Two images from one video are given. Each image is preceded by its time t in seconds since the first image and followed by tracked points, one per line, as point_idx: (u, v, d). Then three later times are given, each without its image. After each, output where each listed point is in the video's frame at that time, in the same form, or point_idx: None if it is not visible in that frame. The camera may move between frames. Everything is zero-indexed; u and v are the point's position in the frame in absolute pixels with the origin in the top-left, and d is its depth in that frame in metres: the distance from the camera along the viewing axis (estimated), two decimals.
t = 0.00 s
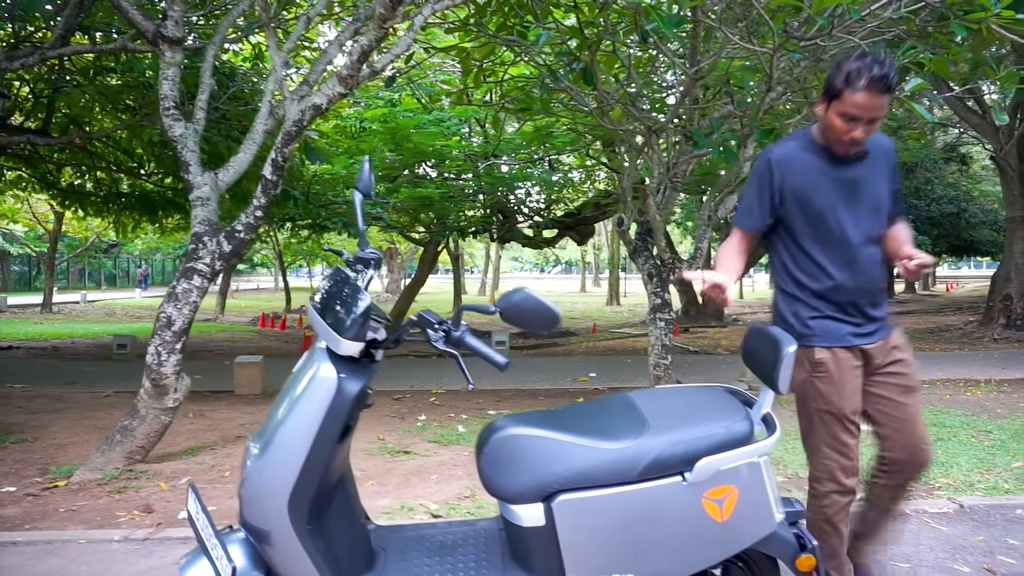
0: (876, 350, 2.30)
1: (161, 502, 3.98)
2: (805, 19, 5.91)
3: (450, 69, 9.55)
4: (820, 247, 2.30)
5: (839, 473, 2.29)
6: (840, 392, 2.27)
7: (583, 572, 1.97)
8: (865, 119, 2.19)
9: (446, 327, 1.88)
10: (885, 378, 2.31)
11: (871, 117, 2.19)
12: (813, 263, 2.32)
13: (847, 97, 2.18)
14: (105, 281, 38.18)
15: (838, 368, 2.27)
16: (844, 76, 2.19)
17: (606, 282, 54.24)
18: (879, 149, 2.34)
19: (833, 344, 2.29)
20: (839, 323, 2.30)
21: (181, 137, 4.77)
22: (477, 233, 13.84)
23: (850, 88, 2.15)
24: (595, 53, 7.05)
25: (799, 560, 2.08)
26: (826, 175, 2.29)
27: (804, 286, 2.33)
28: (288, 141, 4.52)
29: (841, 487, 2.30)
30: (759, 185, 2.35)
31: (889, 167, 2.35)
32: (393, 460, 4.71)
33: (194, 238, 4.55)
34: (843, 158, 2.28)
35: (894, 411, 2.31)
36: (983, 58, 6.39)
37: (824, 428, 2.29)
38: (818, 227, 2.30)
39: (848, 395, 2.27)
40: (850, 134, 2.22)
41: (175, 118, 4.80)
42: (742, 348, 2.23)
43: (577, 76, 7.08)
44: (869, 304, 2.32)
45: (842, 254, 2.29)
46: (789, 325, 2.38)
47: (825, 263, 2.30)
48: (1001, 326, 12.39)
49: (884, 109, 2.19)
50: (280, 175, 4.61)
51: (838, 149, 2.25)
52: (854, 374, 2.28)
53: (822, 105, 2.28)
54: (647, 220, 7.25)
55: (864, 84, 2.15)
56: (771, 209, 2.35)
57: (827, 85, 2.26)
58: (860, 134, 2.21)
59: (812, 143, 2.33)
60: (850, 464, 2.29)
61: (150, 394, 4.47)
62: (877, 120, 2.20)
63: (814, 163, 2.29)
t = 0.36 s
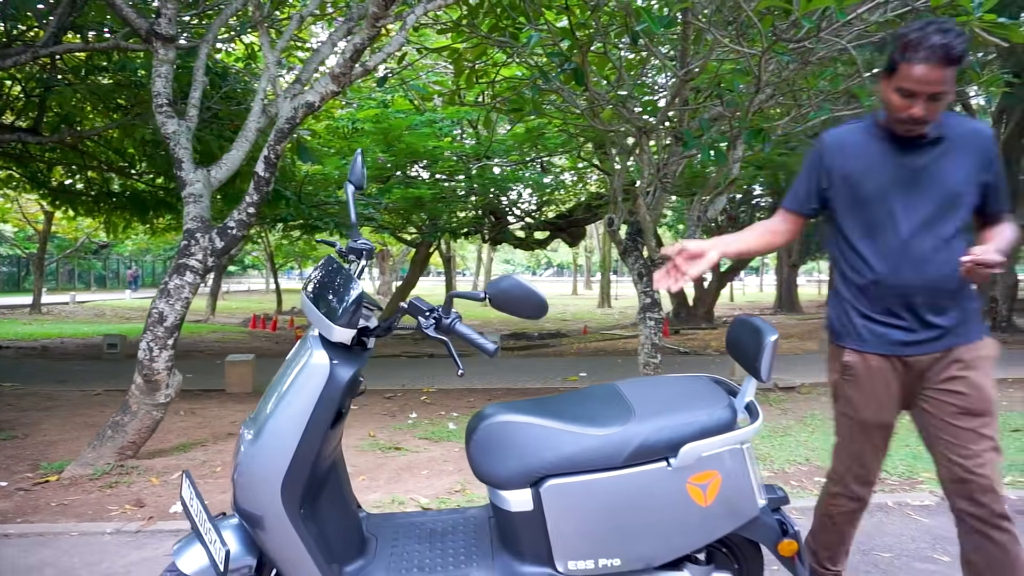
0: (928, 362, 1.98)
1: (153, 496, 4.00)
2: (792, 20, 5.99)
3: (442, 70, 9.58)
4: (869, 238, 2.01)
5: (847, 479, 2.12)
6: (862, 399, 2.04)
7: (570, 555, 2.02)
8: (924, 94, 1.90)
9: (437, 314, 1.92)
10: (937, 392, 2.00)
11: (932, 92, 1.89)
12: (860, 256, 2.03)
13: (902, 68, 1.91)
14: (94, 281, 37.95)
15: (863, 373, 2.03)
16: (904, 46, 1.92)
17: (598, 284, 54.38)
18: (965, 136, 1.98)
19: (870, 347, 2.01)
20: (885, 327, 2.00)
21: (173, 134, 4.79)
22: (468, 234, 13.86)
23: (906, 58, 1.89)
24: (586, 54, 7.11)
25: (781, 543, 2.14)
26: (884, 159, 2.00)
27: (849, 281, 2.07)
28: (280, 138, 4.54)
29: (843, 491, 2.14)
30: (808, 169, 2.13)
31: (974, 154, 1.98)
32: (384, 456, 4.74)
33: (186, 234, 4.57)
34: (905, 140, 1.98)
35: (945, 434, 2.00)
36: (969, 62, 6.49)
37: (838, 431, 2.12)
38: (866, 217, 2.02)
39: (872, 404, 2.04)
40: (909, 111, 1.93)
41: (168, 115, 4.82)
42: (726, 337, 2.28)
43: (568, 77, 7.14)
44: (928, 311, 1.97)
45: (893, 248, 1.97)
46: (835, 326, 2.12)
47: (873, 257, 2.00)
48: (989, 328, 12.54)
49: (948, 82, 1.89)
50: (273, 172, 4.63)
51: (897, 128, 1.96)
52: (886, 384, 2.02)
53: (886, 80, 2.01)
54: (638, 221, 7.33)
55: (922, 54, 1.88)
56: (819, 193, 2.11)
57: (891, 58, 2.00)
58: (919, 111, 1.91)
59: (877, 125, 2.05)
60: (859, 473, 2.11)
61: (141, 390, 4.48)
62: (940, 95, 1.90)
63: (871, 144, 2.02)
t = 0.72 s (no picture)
0: (947, 349, 1.86)
1: (126, 497, 4.01)
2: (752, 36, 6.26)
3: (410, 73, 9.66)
4: (890, 225, 1.92)
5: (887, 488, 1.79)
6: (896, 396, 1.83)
7: (550, 541, 2.15)
8: (940, 78, 1.78)
9: (426, 313, 2.03)
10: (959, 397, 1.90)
11: (949, 76, 1.77)
12: (881, 242, 1.94)
13: (918, 51, 1.81)
14: (44, 283, 36.79)
15: (895, 367, 1.85)
16: (924, 29, 1.82)
17: (560, 287, 54.82)
18: (1007, 121, 1.84)
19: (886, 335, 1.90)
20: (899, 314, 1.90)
21: (145, 135, 4.79)
22: (434, 237, 13.93)
23: (927, 38, 1.78)
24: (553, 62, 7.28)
25: (745, 527, 2.29)
26: (910, 142, 1.89)
27: (868, 263, 1.99)
28: (255, 141, 4.59)
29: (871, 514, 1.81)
30: (838, 152, 2.06)
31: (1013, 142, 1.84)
32: (357, 455, 4.81)
33: (159, 235, 4.58)
34: (927, 127, 1.87)
35: (961, 439, 1.93)
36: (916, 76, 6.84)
37: (865, 439, 1.83)
38: (887, 200, 1.92)
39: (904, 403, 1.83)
40: (929, 94, 1.81)
41: (140, 116, 4.81)
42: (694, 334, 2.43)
43: (536, 83, 7.30)
44: (945, 299, 1.86)
45: (914, 235, 1.87)
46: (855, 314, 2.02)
47: (892, 244, 1.91)
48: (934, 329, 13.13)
49: (968, 67, 1.77)
50: (247, 174, 4.67)
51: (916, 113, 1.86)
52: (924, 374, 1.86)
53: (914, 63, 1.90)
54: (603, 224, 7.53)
55: (936, 37, 1.77)
56: (843, 174, 2.04)
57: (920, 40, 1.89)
58: (936, 96, 1.80)
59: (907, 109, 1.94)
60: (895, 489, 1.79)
61: (112, 391, 4.47)
62: (958, 81, 1.77)
63: (900, 126, 1.91)
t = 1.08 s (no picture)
0: (897, 375, 1.92)
1: (77, 506, 3.95)
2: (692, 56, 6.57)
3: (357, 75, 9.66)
4: (836, 251, 2.01)
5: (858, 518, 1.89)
6: (853, 428, 1.93)
7: (517, 533, 2.29)
8: (844, 112, 1.88)
9: (402, 321, 2.16)
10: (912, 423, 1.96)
11: (852, 109, 1.87)
12: (832, 268, 2.03)
13: (822, 89, 1.92)
14: None
15: (851, 397, 1.94)
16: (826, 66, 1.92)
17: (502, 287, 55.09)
18: (933, 141, 1.89)
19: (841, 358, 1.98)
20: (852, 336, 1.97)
21: (92, 137, 4.71)
22: (379, 238, 13.90)
23: (827, 76, 1.88)
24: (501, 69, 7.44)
25: (693, 517, 2.48)
26: (844, 170, 1.98)
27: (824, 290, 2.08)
28: (209, 145, 4.59)
29: (857, 550, 1.89)
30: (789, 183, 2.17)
31: (942, 159, 1.88)
32: (312, 458, 4.84)
33: (107, 239, 4.51)
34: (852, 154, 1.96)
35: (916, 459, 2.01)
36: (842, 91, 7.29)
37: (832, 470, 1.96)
38: (832, 227, 2.02)
39: (862, 434, 1.92)
40: (841, 127, 1.92)
41: (87, 117, 4.73)
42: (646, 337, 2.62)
43: (485, 90, 7.45)
44: (893, 322, 1.92)
45: (855, 258, 1.95)
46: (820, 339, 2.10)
47: (840, 269, 1.99)
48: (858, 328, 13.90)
49: (869, 97, 1.85)
50: (200, 178, 4.66)
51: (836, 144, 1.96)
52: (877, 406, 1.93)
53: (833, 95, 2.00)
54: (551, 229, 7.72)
55: (833, 75, 1.87)
56: (796, 205, 2.15)
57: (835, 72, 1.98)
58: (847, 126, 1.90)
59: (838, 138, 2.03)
60: (872, 522, 1.88)
61: (59, 398, 4.39)
62: (861, 112, 1.87)
63: (835, 155, 2.01)
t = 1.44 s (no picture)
0: (854, 369, 1.87)
1: (49, 509, 3.91)
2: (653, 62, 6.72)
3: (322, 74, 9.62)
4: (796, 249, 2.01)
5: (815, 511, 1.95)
6: (808, 425, 1.97)
7: (504, 523, 2.40)
8: (778, 110, 1.86)
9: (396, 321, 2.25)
10: (875, 417, 1.86)
11: (785, 106, 1.84)
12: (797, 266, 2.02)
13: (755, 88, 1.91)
14: None
15: (803, 393, 1.98)
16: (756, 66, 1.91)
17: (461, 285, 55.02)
18: (880, 128, 1.83)
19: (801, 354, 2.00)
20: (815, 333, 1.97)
21: (58, 135, 4.64)
22: (341, 237, 13.82)
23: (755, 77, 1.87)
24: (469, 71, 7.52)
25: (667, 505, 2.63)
26: (797, 166, 1.97)
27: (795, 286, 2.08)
28: (181, 145, 4.58)
29: (817, 543, 1.95)
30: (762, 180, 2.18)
31: (889, 146, 1.81)
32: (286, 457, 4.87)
33: (76, 239, 4.46)
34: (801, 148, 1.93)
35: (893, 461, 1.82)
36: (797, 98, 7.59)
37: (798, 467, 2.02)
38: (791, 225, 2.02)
39: (817, 431, 1.95)
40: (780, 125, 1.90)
41: (52, 115, 4.65)
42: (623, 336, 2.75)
43: (454, 92, 7.53)
44: (848, 318, 1.89)
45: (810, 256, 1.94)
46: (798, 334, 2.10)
47: (800, 266, 1.99)
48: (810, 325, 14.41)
49: (800, 91, 1.82)
50: (171, 178, 4.64)
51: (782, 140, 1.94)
52: (825, 398, 1.94)
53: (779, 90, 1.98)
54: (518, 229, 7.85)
55: (761, 75, 1.86)
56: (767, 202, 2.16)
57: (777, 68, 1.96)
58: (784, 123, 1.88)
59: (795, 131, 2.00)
60: (830, 516, 1.94)
61: (26, 400, 4.32)
62: (796, 108, 1.84)
63: (791, 151, 2.00)
